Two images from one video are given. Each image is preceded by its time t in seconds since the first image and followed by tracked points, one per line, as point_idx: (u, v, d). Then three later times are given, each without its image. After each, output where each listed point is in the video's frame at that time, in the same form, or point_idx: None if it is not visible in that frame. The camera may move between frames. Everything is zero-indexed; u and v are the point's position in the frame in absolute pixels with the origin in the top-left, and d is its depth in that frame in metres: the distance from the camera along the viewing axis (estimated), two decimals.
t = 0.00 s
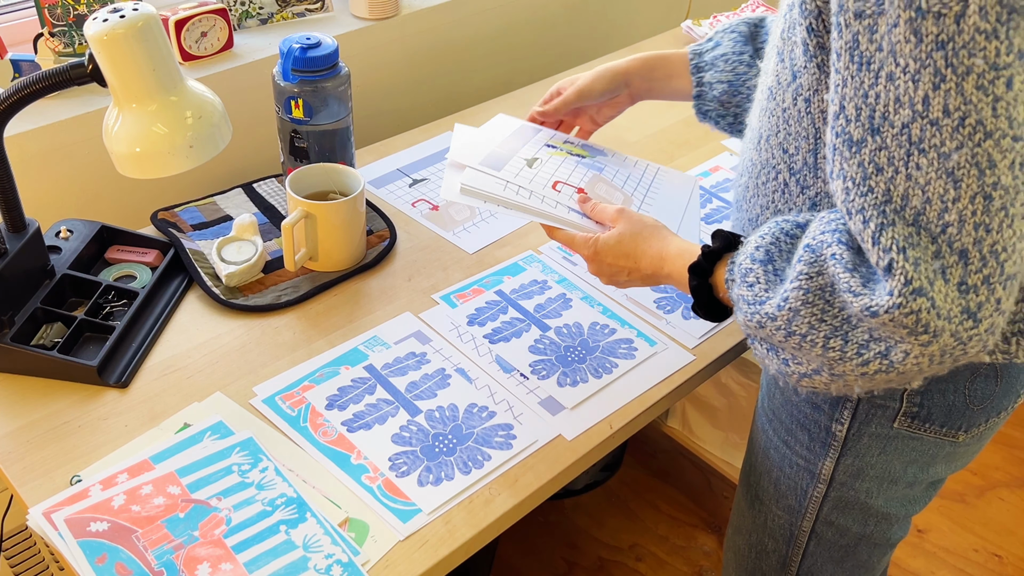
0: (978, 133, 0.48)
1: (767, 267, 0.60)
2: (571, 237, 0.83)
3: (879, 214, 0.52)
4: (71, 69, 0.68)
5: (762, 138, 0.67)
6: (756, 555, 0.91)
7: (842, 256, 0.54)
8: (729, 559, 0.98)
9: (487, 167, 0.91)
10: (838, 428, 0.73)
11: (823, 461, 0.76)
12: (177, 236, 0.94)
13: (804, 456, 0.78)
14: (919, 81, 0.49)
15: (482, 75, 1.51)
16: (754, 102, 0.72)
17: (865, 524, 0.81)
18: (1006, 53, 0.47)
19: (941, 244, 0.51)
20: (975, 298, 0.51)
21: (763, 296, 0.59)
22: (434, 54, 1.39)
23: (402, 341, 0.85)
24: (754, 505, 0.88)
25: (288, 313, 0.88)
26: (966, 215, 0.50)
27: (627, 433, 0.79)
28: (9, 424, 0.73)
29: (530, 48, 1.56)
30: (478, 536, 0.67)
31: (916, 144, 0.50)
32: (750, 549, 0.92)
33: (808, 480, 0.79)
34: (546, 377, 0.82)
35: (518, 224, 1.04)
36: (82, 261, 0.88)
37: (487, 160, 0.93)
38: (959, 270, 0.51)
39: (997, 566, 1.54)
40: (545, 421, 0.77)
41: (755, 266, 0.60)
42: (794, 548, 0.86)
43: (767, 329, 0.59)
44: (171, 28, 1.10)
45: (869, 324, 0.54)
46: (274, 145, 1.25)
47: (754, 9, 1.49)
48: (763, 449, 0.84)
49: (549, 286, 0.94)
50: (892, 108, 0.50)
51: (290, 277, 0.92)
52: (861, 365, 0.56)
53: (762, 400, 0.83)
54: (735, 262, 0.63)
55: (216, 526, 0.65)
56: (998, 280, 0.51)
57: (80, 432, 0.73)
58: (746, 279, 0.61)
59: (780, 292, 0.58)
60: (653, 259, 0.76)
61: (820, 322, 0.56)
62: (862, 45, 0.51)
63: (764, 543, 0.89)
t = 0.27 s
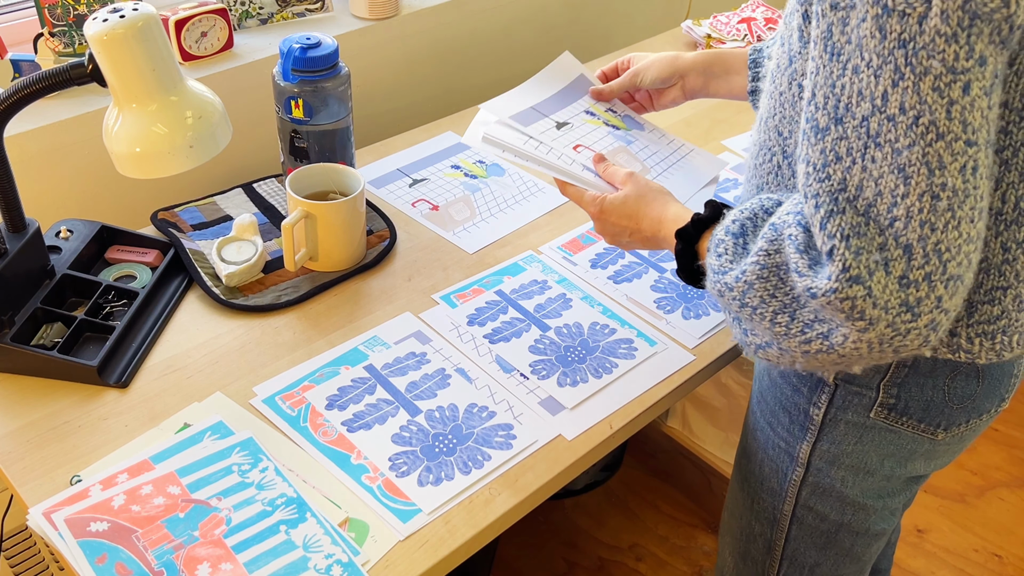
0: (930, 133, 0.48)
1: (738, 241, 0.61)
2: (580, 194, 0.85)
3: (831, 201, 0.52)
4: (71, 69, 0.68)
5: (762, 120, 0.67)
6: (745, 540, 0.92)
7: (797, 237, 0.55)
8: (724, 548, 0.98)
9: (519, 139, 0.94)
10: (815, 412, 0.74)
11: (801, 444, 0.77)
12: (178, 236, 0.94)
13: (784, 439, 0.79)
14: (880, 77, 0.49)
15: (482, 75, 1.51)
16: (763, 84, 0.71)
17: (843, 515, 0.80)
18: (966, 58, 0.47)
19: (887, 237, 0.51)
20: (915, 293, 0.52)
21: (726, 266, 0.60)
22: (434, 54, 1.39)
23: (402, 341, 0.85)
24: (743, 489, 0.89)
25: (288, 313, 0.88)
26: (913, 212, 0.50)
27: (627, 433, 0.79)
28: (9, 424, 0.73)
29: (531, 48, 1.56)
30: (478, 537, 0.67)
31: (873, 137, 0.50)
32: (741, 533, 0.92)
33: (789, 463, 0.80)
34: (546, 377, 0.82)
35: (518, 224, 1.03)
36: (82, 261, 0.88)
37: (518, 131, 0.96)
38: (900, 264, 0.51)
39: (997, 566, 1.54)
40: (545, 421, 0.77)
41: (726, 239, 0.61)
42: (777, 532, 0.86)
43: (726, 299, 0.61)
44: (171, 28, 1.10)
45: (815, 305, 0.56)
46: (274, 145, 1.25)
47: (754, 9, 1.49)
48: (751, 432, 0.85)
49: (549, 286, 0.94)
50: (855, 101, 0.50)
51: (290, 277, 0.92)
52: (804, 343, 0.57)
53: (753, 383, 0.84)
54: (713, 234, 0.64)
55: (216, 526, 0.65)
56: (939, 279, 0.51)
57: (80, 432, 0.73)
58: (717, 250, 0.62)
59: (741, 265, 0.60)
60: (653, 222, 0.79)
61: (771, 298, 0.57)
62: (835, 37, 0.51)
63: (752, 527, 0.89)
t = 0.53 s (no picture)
0: (934, 124, 0.48)
1: (743, 228, 0.61)
2: (584, 182, 0.86)
3: (834, 190, 0.53)
4: (71, 69, 0.68)
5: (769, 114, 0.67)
6: (744, 535, 0.92)
7: (799, 226, 0.55)
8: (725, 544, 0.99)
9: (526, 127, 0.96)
10: (814, 408, 0.74)
11: (799, 439, 0.77)
12: (178, 236, 0.94)
13: (783, 434, 0.79)
14: (884, 66, 0.49)
15: (482, 75, 1.51)
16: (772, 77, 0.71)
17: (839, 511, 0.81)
18: (971, 49, 0.47)
19: (888, 228, 0.52)
20: (915, 285, 0.52)
21: (728, 254, 0.61)
22: (435, 54, 1.39)
23: (402, 341, 0.85)
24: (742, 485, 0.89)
25: (288, 313, 0.88)
26: (915, 203, 0.50)
27: (627, 433, 0.79)
28: (9, 424, 0.73)
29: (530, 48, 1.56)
30: (478, 537, 0.67)
31: (876, 127, 0.50)
32: (739, 527, 0.93)
33: (786, 458, 0.80)
34: (546, 377, 0.82)
35: (518, 224, 1.03)
36: (82, 261, 0.88)
37: (524, 121, 0.98)
38: (901, 255, 0.52)
39: (997, 566, 1.54)
40: (545, 421, 0.77)
41: (729, 227, 0.61)
42: (773, 528, 0.87)
43: (726, 285, 0.61)
44: (172, 28, 1.10)
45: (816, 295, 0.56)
46: (274, 145, 1.25)
47: (754, 9, 1.49)
48: (750, 426, 0.86)
49: (549, 286, 0.94)
50: (859, 90, 0.51)
51: (290, 277, 0.92)
52: (804, 332, 0.58)
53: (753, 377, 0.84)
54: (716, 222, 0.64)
55: (216, 526, 0.65)
56: (940, 271, 0.52)
57: (80, 432, 0.73)
58: (722, 237, 0.62)
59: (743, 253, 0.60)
60: (656, 210, 0.79)
61: (771, 287, 0.58)
62: (840, 26, 0.51)
63: (750, 521, 0.90)
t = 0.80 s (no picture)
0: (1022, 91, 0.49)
1: (808, 240, 0.61)
2: (603, 228, 0.85)
3: (923, 175, 0.53)
4: (71, 69, 0.68)
5: (797, 134, 0.68)
6: (783, 561, 0.93)
7: (887, 223, 0.56)
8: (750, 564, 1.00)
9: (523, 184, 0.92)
10: (879, 434, 0.74)
11: (864, 467, 0.78)
12: (178, 236, 0.94)
13: (840, 463, 0.79)
14: (963, 39, 0.50)
15: (482, 75, 1.51)
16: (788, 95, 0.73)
17: (901, 529, 0.82)
18: None
19: (986, 206, 0.52)
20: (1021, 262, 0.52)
21: (805, 267, 0.60)
22: (434, 54, 1.39)
23: (403, 341, 0.85)
24: (781, 513, 0.90)
25: (288, 313, 0.88)
26: (1012, 175, 0.51)
27: (626, 434, 0.79)
28: (9, 424, 0.73)
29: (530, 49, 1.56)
30: (478, 537, 0.67)
31: (960, 104, 0.51)
32: (774, 555, 0.94)
33: (845, 487, 0.80)
34: (546, 377, 0.82)
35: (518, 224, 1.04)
36: (82, 261, 0.88)
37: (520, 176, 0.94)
38: (1005, 232, 0.52)
39: (997, 566, 1.54)
40: (545, 421, 0.77)
41: (795, 241, 0.62)
42: (824, 555, 0.88)
43: (806, 301, 0.60)
44: (172, 28, 1.10)
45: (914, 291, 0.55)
46: (274, 145, 1.25)
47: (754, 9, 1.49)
48: (792, 457, 0.85)
49: (549, 286, 0.94)
50: (935, 69, 0.51)
51: (290, 277, 0.92)
52: (905, 334, 0.56)
53: (793, 409, 0.84)
54: (773, 239, 0.64)
55: (217, 526, 0.65)
56: None
57: (80, 432, 0.73)
58: (787, 252, 0.62)
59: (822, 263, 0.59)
60: (687, 243, 0.78)
61: (862, 291, 0.57)
62: (904, 10, 0.52)
63: (790, 549, 0.91)
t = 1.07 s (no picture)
0: None
1: (840, 242, 0.62)
2: (615, 253, 0.84)
3: (964, 162, 0.54)
4: (71, 69, 0.68)
5: (803, 138, 0.68)
6: (796, 564, 0.94)
7: (925, 214, 0.57)
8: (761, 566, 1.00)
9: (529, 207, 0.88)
10: (897, 435, 0.74)
11: (881, 468, 0.77)
12: (178, 237, 0.94)
13: (856, 466, 0.79)
14: (993, 22, 0.51)
15: (482, 75, 1.51)
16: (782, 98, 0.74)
17: (917, 526, 0.82)
18: None
19: None
20: None
21: (843, 269, 0.60)
22: (434, 53, 1.39)
23: (402, 341, 0.85)
24: (793, 516, 0.90)
25: (288, 313, 0.88)
26: None
27: (626, 433, 0.79)
28: (9, 424, 0.73)
29: (530, 49, 1.56)
30: (479, 536, 0.67)
31: (994, 87, 0.52)
32: (784, 560, 0.95)
33: (862, 489, 0.80)
34: (546, 377, 0.82)
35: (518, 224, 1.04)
36: (82, 261, 0.88)
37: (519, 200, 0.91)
38: None
39: (997, 566, 1.54)
40: (545, 421, 0.77)
41: (828, 245, 0.62)
42: (839, 558, 0.89)
43: (850, 304, 0.60)
44: (172, 28, 1.10)
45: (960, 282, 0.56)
46: (274, 145, 1.25)
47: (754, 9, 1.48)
48: (806, 463, 0.85)
49: (549, 286, 0.94)
50: (966, 54, 0.52)
51: (290, 277, 0.92)
52: (955, 326, 0.57)
53: (803, 411, 0.83)
54: (801, 245, 0.64)
55: (217, 526, 0.65)
56: None
57: (79, 432, 0.73)
58: (820, 256, 0.62)
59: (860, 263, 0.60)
60: (705, 262, 0.79)
61: (907, 287, 0.58)
62: None
63: (803, 553, 0.92)
